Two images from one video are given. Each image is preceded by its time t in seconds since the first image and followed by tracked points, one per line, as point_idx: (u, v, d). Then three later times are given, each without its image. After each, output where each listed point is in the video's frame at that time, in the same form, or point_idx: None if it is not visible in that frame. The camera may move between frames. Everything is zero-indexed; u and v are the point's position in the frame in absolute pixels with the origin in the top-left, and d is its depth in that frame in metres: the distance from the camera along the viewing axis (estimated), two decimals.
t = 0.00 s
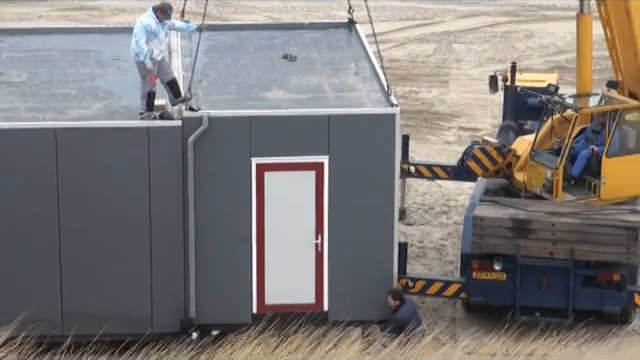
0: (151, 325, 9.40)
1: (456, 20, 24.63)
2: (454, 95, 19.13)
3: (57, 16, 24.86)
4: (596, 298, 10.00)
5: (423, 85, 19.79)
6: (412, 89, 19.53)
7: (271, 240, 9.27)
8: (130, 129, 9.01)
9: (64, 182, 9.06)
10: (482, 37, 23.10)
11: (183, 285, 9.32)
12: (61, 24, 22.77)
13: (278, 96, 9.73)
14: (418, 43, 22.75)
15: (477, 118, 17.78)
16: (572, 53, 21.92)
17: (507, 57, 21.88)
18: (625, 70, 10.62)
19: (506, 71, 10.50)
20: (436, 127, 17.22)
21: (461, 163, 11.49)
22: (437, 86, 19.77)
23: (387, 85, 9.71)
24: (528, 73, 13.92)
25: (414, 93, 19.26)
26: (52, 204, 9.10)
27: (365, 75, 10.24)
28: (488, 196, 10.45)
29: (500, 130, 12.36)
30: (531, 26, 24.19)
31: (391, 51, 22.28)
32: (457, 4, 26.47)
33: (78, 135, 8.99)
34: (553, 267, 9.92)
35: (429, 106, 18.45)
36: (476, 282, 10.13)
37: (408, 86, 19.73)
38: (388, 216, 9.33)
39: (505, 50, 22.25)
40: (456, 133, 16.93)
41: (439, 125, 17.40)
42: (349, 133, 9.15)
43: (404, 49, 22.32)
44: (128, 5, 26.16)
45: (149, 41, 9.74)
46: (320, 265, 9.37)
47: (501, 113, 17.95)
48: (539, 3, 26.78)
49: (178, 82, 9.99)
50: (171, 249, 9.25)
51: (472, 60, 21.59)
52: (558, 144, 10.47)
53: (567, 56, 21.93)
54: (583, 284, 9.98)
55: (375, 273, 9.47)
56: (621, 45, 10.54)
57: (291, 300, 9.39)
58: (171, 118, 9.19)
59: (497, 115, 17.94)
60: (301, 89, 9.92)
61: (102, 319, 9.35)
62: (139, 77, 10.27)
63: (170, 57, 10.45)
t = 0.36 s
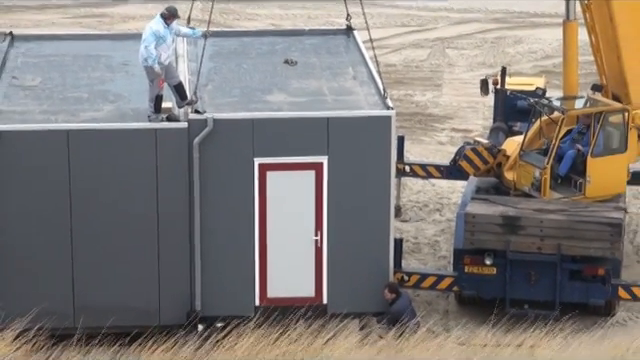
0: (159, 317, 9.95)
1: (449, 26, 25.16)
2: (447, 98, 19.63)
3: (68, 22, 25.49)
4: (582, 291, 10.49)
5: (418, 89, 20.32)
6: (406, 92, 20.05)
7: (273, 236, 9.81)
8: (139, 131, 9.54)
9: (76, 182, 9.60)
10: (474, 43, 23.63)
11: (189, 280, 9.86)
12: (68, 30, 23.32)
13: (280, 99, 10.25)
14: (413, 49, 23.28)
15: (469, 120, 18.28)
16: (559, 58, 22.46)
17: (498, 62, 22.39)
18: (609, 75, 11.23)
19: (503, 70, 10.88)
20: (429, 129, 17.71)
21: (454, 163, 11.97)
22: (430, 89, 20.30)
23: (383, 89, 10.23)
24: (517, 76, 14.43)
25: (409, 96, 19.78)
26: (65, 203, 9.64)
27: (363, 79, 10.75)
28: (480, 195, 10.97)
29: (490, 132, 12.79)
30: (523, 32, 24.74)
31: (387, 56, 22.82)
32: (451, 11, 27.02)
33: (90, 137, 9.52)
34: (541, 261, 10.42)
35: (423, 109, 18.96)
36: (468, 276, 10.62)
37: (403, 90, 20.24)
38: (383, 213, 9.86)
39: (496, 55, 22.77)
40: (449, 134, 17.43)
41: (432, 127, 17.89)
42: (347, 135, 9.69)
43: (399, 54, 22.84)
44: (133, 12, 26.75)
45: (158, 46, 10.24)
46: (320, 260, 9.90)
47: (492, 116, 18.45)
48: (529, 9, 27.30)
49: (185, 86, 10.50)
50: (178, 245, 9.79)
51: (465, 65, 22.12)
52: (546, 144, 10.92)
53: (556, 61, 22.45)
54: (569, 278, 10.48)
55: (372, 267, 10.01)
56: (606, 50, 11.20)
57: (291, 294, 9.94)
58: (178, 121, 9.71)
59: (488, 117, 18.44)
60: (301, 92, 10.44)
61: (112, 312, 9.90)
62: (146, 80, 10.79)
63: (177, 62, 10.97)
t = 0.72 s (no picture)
0: (168, 308, 10.56)
1: (443, 32, 25.77)
2: (441, 100, 20.21)
3: (83, 30, 26.22)
4: (569, 283, 11.05)
5: (414, 91, 20.89)
6: (402, 95, 20.63)
7: (275, 231, 10.39)
8: (150, 132, 10.14)
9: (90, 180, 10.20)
10: (467, 48, 24.23)
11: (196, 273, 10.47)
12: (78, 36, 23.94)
13: (282, 101, 10.84)
14: (408, 53, 23.87)
15: (462, 121, 18.85)
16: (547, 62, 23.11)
17: (489, 66, 22.99)
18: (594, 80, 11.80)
19: (495, 73, 11.44)
20: (424, 130, 18.29)
21: (447, 161, 12.52)
22: (425, 92, 20.89)
23: (380, 91, 10.81)
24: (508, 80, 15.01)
25: (404, 98, 20.36)
26: (79, 200, 10.24)
27: (361, 82, 11.34)
28: (472, 192, 11.55)
29: (480, 133, 13.32)
30: (515, 38, 25.34)
31: (383, 61, 23.40)
32: (445, 17, 27.63)
33: (102, 138, 10.12)
34: (530, 255, 10.99)
35: (418, 110, 19.54)
36: (461, 269, 11.18)
37: (398, 92, 20.81)
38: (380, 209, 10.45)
39: (487, 59, 23.36)
40: (442, 135, 18.00)
41: (427, 128, 18.46)
42: (346, 135, 10.27)
43: (395, 59, 23.43)
44: (140, 20, 27.39)
45: (168, 51, 10.88)
46: (319, 253, 10.49)
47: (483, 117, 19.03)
48: (519, 15, 27.93)
49: (192, 89, 11.09)
50: (185, 240, 10.38)
51: (458, 69, 22.71)
52: (534, 144, 11.57)
53: (544, 65, 23.05)
54: (557, 271, 11.04)
55: (370, 260, 10.60)
56: (591, 56, 11.76)
57: (293, 286, 10.53)
58: (185, 122, 10.30)
59: (480, 118, 19.02)
60: (302, 95, 11.03)
61: (124, 304, 10.50)
62: (155, 84, 11.38)
63: (184, 66, 11.57)
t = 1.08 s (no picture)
0: (175, 301, 11.07)
1: (437, 36, 26.32)
2: (436, 102, 20.71)
3: (92, 35, 26.79)
4: (558, 276, 11.52)
5: (411, 93, 21.39)
6: (399, 96, 21.12)
7: (277, 227, 10.91)
8: (157, 133, 10.65)
9: (99, 179, 10.72)
10: (461, 51, 24.75)
11: (201, 267, 10.98)
12: (85, 41, 24.44)
13: (283, 102, 11.35)
14: (404, 57, 24.37)
15: (456, 122, 19.34)
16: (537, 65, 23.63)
17: (481, 69, 23.51)
18: (581, 81, 12.13)
19: (488, 76, 11.85)
20: (420, 130, 18.78)
21: (441, 160, 13.04)
22: (420, 93, 21.39)
23: (377, 93, 11.31)
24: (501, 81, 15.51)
25: (401, 99, 20.85)
26: (89, 198, 10.76)
27: (358, 84, 11.84)
28: (466, 189, 12.05)
29: (474, 132, 13.76)
30: (508, 42, 25.87)
31: (381, 64, 23.90)
32: (439, 21, 28.17)
33: (112, 139, 10.64)
34: (521, 250, 11.49)
35: (413, 111, 20.03)
36: (455, 263, 11.69)
37: (395, 94, 21.31)
38: (377, 206, 10.97)
39: (479, 62, 23.87)
40: (437, 134, 18.48)
41: (422, 128, 18.93)
42: (344, 135, 10.78)
43: (391, 62, 23.93)
44: (146, 26, 27.93)
45: (172, 55, 11.38)
46: (319, 248, 11.00)
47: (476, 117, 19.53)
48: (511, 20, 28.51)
49: (196, 91, 11.62)
50: (191, 235, 10.90)
51: (453, 71, 23.22)
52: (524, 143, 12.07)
53: (534, 67, 23.57)
54: (546, 265, 11.53)
55: (367, 254, 11.11)
56: (578, 58, 12.07)
57: (294, 279, 11.05)
58: (190, 123, 10.81)
59: (473, 118, 19.52)
60: (303, 96, 11.53)
61: (132, 297, 11.02)
62: (162, 87, 11.90)
63: (190, 69, 12.09)
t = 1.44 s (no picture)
0: (186, 293, 11.68)
1: (437, 42, 27.36)
2: (435, 104, 21.34)
3: (108, 41, 27.74)
4: (551, 270, 12.12)
5: (412, 96, 22.03)
6: (399, 98, 21.77)
7: (284, 222, 11.53)
8: (170, 133, 11.26)
9: (116, 176, 11.34)
10: (459, 56, 25.52)
11: (212, 260, 11.59)
12: (99, 46, 25.14)
13: (289, 104, 11.94)
14: (404, 60, 25.18)
15: (454, 123, 19.88)
16: (531, 70, 24.34)
17: (478, 72, 24.23)
18: (573, 84, 12.64)
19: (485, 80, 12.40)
20: (420, 130, 19.35)
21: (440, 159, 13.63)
22: (420, 96, 22.02)
23: (379, 95, 11.91)
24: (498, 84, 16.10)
25: (402, 101, 21.49)
26: (106, 195, 11.38)
27: (362, 87, 12.43)
28: (464, 187, 12.65)
29: (471, 132, 14.12)
30: (505, 48, 26.56)
31: (383, 69, 24.56)
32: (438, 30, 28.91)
33: (127, 139, 11.24)
34: (516, 245, 12.09)
35: (413, 112, 20.63)
36: (453, 258, 12.30)
37: (397, 96, 21.94)
38: (379, 203, 11.59)
39: (476, 66, 24.59)
40: (436, 135, 19.04)
41: (423, 129, 19.46)
42: (348, 136, 11.38)
43: (392, 66, 24.69)
44: (158, 33, 28.63)
45: (184, 60, 11.99)
46: (324, 243, 11.63)
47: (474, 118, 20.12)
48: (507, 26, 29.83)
49: (207, 94, 12.22)
50: (202, 230, 11.51)
51: (453, 75, 23.88)
52: (520, 143, 12.66)
53: (529, 70, 24.30)
54: (540, 259, 12.13)
55: (370, 248, 11.74)
56: (571, 62, 12.59)
57: (301, 272, 11.68)
58: (202, 124, 11.42)
59: (471, 120, 20.11)
60: (309, 98, 12.12)
61: (146, 289, 11.64)
62: (175, 89, 12.50)
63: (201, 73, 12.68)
